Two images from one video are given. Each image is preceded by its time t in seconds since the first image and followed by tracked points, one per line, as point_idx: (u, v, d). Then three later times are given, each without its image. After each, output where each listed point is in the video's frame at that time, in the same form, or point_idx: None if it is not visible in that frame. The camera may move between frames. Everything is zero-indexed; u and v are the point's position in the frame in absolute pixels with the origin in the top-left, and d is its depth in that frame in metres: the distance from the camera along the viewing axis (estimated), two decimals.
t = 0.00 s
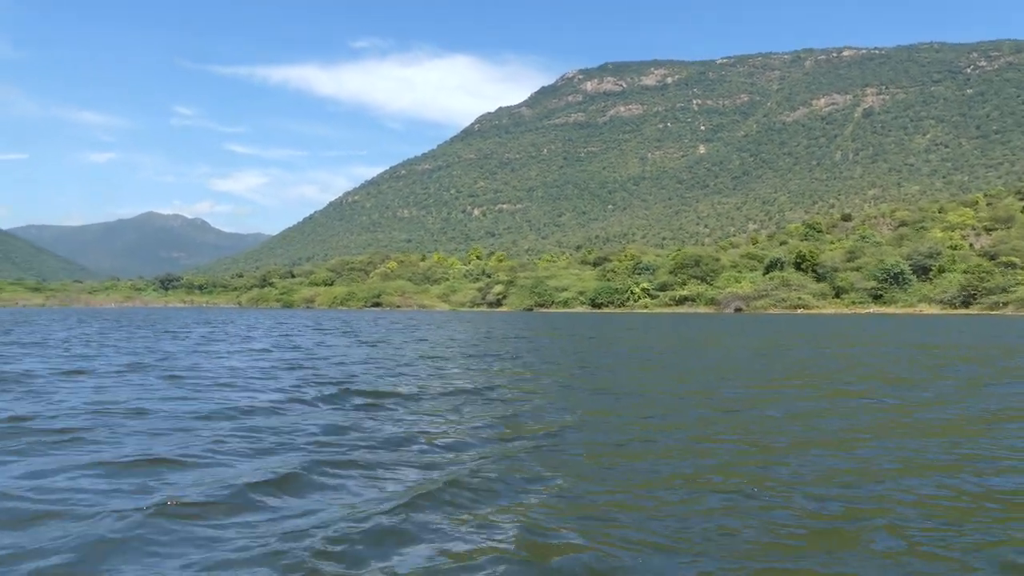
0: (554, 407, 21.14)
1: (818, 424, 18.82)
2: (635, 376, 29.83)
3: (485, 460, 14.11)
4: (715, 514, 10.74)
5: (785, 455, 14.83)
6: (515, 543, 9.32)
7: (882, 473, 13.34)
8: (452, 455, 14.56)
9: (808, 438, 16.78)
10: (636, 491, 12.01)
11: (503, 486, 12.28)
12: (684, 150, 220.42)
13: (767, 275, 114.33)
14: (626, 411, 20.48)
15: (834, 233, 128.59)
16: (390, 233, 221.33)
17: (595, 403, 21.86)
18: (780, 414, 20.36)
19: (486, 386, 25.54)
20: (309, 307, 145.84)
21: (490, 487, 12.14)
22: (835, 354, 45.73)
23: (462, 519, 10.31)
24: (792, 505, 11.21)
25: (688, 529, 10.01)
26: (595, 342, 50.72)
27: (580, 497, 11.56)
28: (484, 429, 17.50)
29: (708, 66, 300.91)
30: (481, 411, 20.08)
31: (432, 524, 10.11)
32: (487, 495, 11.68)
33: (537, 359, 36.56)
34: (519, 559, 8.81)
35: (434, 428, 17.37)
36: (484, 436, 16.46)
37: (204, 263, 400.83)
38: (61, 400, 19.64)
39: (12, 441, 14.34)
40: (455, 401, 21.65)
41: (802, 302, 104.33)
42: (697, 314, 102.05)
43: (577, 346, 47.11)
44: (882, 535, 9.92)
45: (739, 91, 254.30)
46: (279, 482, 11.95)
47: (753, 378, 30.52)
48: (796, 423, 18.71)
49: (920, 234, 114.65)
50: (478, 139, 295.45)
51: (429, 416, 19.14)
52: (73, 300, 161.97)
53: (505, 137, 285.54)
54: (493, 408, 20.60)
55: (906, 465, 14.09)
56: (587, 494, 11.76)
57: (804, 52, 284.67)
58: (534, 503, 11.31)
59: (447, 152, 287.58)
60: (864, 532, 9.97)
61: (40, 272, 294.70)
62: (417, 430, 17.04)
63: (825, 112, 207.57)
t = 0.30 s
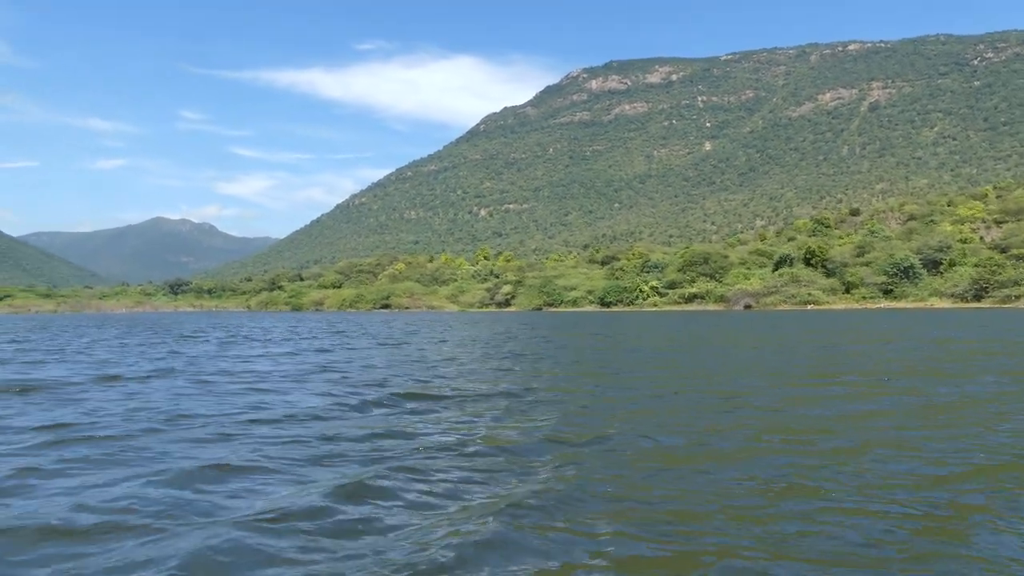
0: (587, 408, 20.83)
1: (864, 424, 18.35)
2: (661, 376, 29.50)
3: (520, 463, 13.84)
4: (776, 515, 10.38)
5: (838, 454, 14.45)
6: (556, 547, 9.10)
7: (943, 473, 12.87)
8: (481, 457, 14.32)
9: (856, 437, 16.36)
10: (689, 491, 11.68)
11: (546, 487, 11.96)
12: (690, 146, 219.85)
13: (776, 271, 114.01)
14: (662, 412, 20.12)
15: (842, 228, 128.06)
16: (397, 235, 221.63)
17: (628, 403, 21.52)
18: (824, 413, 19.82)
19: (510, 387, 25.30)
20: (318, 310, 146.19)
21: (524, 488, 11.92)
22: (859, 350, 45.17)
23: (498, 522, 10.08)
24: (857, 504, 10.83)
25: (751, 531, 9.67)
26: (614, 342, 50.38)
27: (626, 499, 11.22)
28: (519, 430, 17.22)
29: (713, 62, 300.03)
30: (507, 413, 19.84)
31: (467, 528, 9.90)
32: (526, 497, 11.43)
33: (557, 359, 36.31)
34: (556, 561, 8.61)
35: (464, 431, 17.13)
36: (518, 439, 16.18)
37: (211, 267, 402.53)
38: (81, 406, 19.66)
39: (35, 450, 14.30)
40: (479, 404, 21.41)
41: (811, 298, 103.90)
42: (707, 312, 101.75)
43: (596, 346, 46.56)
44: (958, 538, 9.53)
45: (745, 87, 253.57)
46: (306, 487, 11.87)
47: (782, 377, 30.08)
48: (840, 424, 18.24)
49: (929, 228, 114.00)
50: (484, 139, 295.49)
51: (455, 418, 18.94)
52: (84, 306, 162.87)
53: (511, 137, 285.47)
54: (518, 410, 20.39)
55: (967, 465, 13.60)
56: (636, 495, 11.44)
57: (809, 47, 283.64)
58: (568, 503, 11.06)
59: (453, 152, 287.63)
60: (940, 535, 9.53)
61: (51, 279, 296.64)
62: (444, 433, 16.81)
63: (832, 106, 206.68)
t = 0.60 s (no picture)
0: (616, 410, 20.69)
1: (902, 423, 18.26)
2: (682, 377, 29.33)
3: (559, 466, 13.64)
4: (845, 518, 10.26)
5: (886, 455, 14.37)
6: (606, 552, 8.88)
7: (1000, 475, 12.80)
8: (512, 459, 14.11)
9: (900, 437, 16.27)
10: (752, 495, 11.49)
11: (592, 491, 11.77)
12: (697, 147, 219.33)
13: (785, 271, 113.65)
14: (693, 413, 20.01)
15: (851, 228, 127.55)
16: (405, 235, 221.86)
17: (658, 405, 21.37)
18: (874, 415, 19.39)
19: (531, 389, 25.14)
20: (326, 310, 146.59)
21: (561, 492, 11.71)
22: (875, 351, 45.06)
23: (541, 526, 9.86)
24: (925, 508, 10.73)
25: (823, 535, 9.53)
26: (628, 343, 50.22)
27: (678, 503, 11.04)
28: (554, 433, 17.03)
29: (721, 63, 299.27)
30: (534, 415, 19.63)
31: (509, 531, 9.70)
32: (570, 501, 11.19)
33: (575, 360, 36.12)
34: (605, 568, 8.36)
35: (492, 434, 16.94)
36: (552, 441, 16.00)
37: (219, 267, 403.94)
38: (97, 406, 19.56)
39: (55, 448, 14.15)
40: (502, 405, 21.21)
41: (821, 298, 103.43)
42: (717, 313, 101.37)
43: (615, 346, 46.16)
44: None
45: (753, 88, 252.90)
46: (333, 488, 11.67)
47: (804, 376, 29.99)
48: (876, 423, 18.15)
49: (939, 228, 113.39)
50: (491, 140, 295.66)
51: (481, 421, 18.75)
52: (93, 306, 163.63)
53: (518, 137, 285.45)
54: (543, 412, 20.21)
55: None
56: (690, 501, 11.26)
57: (817, 47, 282.66)
58: (612, 506, 10.88)
59: (460, 153, 287.80)
60: (1022, 540, 9.41)
61: (61, 279, 298.23)
62: (472, 435, 16.60)
63: (840, 107, 205.94)
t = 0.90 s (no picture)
0: (645, 411, 20.22)
1: (942, 423, 18.05)
2: (704, 378, 28.97)
3: (609, 470, 13.19)
4: (936, 524, 9.81)
5: (946, 456, 14.08)
6: (693, 561, 8.46)
7: None
8: (557, 464, 13.67)
9: (949, 437, 15.98)
10: (829, 499, 11.06)
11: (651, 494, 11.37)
12: (703, 146, 218.72)
13: (795, 270, 113.09)
14: (733, 415, 19.56)
15: (860, 226, 126.91)
16: (412, 238, 221.97)
17: (687, 406, 20.98)
18: (928, 417, 18.85)
19: (554, 392, 24.71)
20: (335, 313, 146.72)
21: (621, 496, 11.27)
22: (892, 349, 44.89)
23: (615, 532, 9.48)
24: None
25: (912, 542, 9.14)
26: (641, 344, 49.86)
27: (744, 506, 10.67)
28: (589, 436, 16.58)
29: (726, 62, 298.45)
30: (562, 418, 19.21)
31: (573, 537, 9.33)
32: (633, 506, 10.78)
33: (589, 362, 35.79)
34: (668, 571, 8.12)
35: (523, 438, 16.50)
36: (591, 445, 15.51)
37: (226, 271, 405.36)
38: (125, 412, 19.29)
39: (93, 456, 13.88)
40: (525, 409, 20.81)
41: (831, 297, 102.86)
42: (728, 313, 100.93)
43: (634, 348, 45.73)
44: None
45: (758, 87, 252.10)
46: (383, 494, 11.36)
47: (826, 376, 29.75)
48: (920, 424, 17.83)
49: (949, 225, 112.66)
50: (496, 142, 295.59)
51: (506, 425, 18.31)
52: (104, 311, 164.17)
53: (524, 139, 285.33)
54: (569, 414, 19.80)
55: None
56: (758, 503, 10.86)
57: (822, 45, 281.66)
58: (659, 506, 10.73)
59: (466, 155, 287.82)
60: None
61: (70, 285, 299.72)
62: (504, 440, 16.16)
63: (846, 104, 205.06)
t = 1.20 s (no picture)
0: (660, 413, 20.05)
1: (963, 428, 17.93)
2: (715, 381, 28.82)
3: (637, 474, 12.96)
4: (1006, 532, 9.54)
5: (977, 461, 13.98)
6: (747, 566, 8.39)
7: None
8: (586, 467, 13.45)
9: (991, 445, 15.65)
10: (888, 505, 10.81)
11: (689, 500, 11.09)
12: (710, 150, 218.37)
13: (803, 274, 112.75)
14: (758, 419, 19.31)
15: (867, 231, 126.52)
16: (418, 240, 222.26)
17: (702, 410, 20.81)
18: (959, 424, 18.53)
19: (568, 394, 24.50)
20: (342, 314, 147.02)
21: (660, 502, 11.05)
22: (903, 354, 44.77)
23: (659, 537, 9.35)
24: None
25: (981, 550, 8.89)
26: (650, 347, 49.65)
27: (792, 512, 10.48)
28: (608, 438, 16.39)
29: (734, 66, 297.93)
30: (579, 420, 19.01)
31: (623, 546, 9.10)
32: (675, 512, 10.53)
33: (598, 365, 35.61)
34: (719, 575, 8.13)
35: (543, 441, 16.26)
36: (613, 446, 15.29)
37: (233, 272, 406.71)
38: (148, 415, 19.16)
39: (126, 461, 13.72)
40: (540, 412, 20.60)
41: (839, 301, 102.37)
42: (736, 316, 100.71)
43: (646, 351, 45.43)
44: None
45: (766, 91, 251.62)
46: (423, 502, 11.15)
47: (837, 381, 29.62)
48: (954, 430, 17.51)
49: (957, 230, 112.20)
50: (503, 144, 295.81)
51: (522, 427, 18.08)
52: (112, 311, 164.75)
53: (531, 141, 285.50)
54: (586, 417, 19.56)
55: None
56: (800, 510, 10.61)
57: (830, 49, 281.01)
58: (702, 509, 10.60)
59: (473, 157, 288.10)
60: None
61: (78, 285, 301.04)
62: (524, 444, 15.91)
63: (854, 108, 204.46)
